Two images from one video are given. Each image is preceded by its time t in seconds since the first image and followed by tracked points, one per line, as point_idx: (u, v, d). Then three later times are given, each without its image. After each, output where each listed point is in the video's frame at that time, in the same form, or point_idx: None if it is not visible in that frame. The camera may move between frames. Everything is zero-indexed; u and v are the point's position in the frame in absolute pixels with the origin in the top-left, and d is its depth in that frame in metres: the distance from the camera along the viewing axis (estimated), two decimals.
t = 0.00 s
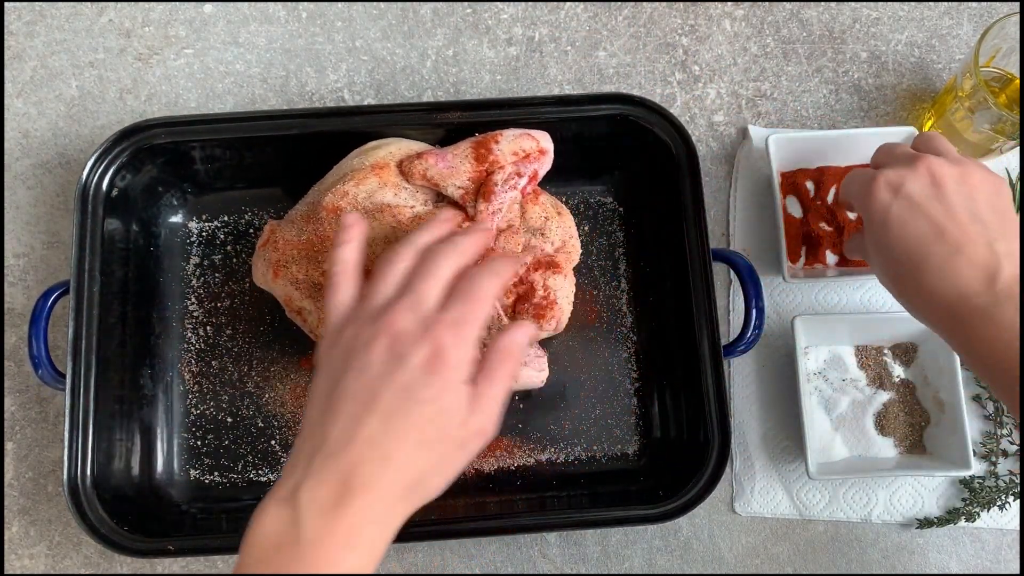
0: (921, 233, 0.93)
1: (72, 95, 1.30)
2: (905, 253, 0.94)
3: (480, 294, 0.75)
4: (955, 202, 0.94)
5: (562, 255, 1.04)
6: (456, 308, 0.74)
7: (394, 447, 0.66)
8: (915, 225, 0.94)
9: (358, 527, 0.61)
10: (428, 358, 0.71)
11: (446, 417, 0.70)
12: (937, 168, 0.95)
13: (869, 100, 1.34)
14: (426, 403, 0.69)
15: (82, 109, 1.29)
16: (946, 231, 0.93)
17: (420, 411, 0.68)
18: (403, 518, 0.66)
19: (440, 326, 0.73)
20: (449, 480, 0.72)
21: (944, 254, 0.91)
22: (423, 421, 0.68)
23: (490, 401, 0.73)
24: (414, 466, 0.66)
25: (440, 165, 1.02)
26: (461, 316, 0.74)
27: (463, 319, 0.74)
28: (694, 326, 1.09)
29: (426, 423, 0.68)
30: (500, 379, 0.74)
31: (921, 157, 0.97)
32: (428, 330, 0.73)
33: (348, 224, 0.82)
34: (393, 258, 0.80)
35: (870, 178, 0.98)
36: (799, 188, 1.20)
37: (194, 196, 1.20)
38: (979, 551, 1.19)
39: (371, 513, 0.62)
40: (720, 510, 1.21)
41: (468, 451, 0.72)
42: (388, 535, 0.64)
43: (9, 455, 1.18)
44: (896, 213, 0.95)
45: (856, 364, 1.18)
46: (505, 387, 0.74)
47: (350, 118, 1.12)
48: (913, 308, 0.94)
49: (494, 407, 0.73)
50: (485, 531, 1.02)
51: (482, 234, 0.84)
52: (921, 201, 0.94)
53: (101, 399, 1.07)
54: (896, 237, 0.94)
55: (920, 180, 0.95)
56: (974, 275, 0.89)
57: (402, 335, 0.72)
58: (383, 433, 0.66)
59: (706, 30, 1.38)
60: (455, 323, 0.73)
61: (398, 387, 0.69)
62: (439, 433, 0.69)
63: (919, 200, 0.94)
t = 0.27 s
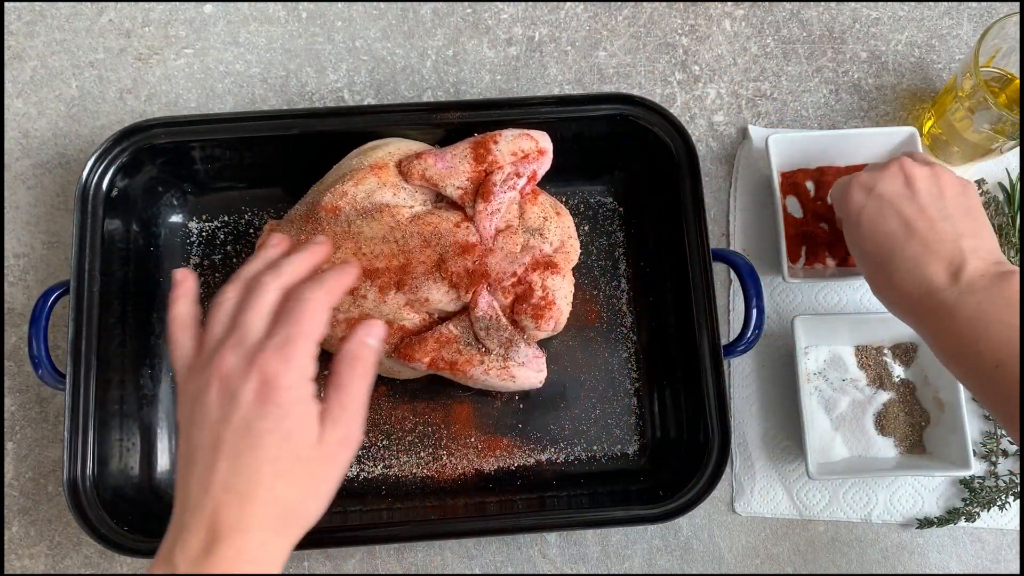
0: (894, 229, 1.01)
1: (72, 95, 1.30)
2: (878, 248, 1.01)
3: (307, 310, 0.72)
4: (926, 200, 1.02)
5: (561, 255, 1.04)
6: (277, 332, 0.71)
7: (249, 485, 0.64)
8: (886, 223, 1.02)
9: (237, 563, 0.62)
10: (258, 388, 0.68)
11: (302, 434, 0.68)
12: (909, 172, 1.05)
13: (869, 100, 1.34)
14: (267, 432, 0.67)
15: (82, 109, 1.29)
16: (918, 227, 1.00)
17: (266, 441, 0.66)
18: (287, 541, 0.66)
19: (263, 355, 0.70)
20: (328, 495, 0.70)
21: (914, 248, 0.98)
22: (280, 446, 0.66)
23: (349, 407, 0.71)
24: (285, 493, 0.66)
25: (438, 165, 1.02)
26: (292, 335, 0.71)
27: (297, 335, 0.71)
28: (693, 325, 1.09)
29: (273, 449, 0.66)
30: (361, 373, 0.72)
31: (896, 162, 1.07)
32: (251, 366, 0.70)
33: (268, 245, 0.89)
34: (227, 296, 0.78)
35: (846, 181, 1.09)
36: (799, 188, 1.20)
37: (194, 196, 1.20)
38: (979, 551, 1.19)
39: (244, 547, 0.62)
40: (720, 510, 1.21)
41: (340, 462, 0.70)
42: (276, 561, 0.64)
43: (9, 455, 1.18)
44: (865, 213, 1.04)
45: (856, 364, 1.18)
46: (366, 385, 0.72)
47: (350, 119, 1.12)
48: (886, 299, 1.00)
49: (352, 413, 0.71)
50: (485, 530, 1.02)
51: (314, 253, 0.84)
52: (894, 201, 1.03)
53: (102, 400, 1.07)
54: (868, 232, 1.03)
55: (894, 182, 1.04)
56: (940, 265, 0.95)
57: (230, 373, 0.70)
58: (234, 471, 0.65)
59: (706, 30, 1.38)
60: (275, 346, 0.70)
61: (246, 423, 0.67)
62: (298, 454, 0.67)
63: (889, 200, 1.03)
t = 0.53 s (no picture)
0: (932, 206, 0.75)
1: (73, 95, 1.30)
2: (906, 230, 0.76)
3: (252, 303, 0.81)
4: (960, 166, 0.77)
5: (561, 255, 1.04)
6: (225, 326, 0.80)
7: (210, 482, 0.74)
8: (926, 196, 0.75)
9: (204, 554, 0.71)
10: (208, 384, 0.77)
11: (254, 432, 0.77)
12: (942, 128, 0.77)
13: (869, 100, 1.34)
14: (220, 429, 0.75)
15: (82, 109, 1.30)
16: (959, 203, 0.75)
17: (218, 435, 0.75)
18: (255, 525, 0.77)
19: (209, 350, 0.78)
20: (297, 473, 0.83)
21: (959, 230, 0.75)
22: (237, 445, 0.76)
23: (302, 395, 0.82)
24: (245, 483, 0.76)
25: (438, 165, 1.02)
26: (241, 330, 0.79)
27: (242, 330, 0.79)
28: (693, 325, 1.09)
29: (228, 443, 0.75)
30: (314, 357, 0.84)
31: (925, 112, 0.79)
32: (198, 362, 0.78)
33: (273, 226, 0.97)
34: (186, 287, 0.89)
35: (868, 128, 0.77)
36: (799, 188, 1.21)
37: (194, 196, 1.20)
38: (979, 551, 1.19)
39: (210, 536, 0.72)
40: (720, 510, 1.21)
41: (296, 450, 0.81)
42: (243, 545, 0.75)
43: (9, 455, 1.18)
44: (905, 176, 0.75)
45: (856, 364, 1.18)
46: (318, 365, 0.84)
47: (350, 119, 1.12)
48: (927, 304, 0.76)
49: (305, 398, 0.82)
50: (485, 530, 1.02)
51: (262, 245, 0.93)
52: (933, 167, 0.76)
53: (102, 399, 1.07)
54: (898, 211, 0.76)
55: (932, 140, 0.76)
56: (984, 254, 0.74)
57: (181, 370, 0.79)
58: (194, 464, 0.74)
59: (706, 30, 1.38)
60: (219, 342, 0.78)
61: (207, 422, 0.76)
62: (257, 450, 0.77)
63: (931, 167, 0.76)
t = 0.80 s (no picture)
0: (754, 215, 0.66)
1: (73, 95, 1.30)
2: (731, 244, 0.66)
3: (267, 292, 0.83)
4: (762, 161, 0.69)
5: (562, 255, 1.03)
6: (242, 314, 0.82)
7: (221, 465, 0.75)
8: (737, 208, 0.66)
9: (216, 538, 0.72)
10: (223, 371, 0.78)
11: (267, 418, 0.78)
12: (734, 122, 0.69)
13: (868, 100, 1.34)
14: (231, 414, 0.77)
15: (82, 108, 1.30)
16: (774, 212, 0.66)
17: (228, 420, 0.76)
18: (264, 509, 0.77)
19: (224, 339, 0.80)
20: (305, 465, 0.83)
21: (789, 239, 0.65)
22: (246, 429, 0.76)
23: (312, 383, 0.83)
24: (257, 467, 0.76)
25: (438, 165, 1.02)
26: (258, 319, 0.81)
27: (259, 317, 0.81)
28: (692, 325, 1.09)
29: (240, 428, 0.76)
30: (322, 346, 0.85)
31: (710, 105, 0.70)
32: (214, 349, 0.80)
33: (291, 215, 1.00)
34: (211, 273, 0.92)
35: (643, 138, 0.70)
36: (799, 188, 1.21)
37: (194, 196, 1.20)
38: (980, 551, 1.19)
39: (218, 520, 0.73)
40: (720, 510, 1.21)
41: (307, 436, 0.82)
42: (251, 530, 0.75)
43: (9, 455, 1.18)
44: (713, 189, 0.66)
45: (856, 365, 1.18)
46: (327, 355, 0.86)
47: (350, 119, 1.12)
48: (759, 319, 0.68)
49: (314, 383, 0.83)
50: (484, 530, 1.02)
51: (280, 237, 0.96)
52: (733, 170, 0.67)
53: (102, 399, 1.07)
54: (715, 228, 0.66)
55: (726, 140, 0.68)
56: (827, 261, 0.65)
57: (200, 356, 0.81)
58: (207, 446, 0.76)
59: (706, 30, 1.38)
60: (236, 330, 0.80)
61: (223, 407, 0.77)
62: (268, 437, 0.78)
63: (729, 171, 0.66)
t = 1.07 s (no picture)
0: (684, 232, 0.67)
1: (72, 95, 1.30)
2: (666, 264, 0.68)
3: (277, 302, 0.76)
4: (690, 172, 0.69)
5: (563, 254, 1.02)
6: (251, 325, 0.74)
7: (222, 472, 0.68)
8: (666, 223, 0.67)
9: (213, 542, 0.66)
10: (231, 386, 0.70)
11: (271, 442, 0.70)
12: (659, 134, 0.69)
13: (869, 100, 1.34)
14: (237, 422, 0.69)
15: (82, 108, 1.29)
16: (703, 224, 0.67)
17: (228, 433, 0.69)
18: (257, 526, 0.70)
19: (235, 347, 0.72)
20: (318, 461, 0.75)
21: (722, 250, 0.68)
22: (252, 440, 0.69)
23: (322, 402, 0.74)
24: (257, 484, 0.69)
25: (438, 165, 1.02)
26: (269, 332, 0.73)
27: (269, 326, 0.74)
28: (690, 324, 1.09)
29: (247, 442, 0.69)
30: (328, 360, 0.76)
31: (634, 118, 0.70)
32: (223, 356, 0.72)
33: (304, 219, 0.95)
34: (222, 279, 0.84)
35: (571, 156, 0.67)
36: (798, 188, 1.21)
37: (194, 196, 1.20)
38: (979, 551, 1.19)
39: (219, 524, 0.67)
40: (720, 510, 1.21)
41: (313, 452, 0.73)
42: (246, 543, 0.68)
43: (9, 455, 1.18)
44: (643, 207, 0.66)
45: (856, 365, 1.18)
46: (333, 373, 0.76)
47: (350, 119, 1.12)
48: (696, 325, 0.71)
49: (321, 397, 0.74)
50: (485, 530, 1.03)
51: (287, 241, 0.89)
52: (662, 185, 0.67)
53: (102, 399, 1.07)
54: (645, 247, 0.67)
55: (652, 153, 0.67)
56: (758, 269, 0.68)
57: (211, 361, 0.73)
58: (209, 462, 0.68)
59: (706, 30, 1.38)
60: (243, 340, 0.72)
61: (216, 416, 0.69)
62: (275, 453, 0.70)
63: (658, 186, 0.66)
